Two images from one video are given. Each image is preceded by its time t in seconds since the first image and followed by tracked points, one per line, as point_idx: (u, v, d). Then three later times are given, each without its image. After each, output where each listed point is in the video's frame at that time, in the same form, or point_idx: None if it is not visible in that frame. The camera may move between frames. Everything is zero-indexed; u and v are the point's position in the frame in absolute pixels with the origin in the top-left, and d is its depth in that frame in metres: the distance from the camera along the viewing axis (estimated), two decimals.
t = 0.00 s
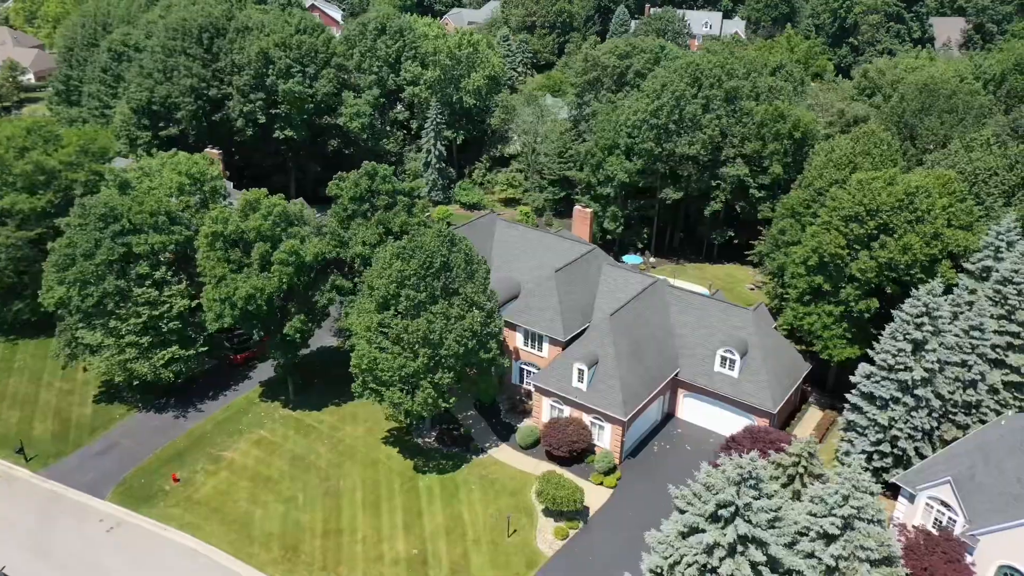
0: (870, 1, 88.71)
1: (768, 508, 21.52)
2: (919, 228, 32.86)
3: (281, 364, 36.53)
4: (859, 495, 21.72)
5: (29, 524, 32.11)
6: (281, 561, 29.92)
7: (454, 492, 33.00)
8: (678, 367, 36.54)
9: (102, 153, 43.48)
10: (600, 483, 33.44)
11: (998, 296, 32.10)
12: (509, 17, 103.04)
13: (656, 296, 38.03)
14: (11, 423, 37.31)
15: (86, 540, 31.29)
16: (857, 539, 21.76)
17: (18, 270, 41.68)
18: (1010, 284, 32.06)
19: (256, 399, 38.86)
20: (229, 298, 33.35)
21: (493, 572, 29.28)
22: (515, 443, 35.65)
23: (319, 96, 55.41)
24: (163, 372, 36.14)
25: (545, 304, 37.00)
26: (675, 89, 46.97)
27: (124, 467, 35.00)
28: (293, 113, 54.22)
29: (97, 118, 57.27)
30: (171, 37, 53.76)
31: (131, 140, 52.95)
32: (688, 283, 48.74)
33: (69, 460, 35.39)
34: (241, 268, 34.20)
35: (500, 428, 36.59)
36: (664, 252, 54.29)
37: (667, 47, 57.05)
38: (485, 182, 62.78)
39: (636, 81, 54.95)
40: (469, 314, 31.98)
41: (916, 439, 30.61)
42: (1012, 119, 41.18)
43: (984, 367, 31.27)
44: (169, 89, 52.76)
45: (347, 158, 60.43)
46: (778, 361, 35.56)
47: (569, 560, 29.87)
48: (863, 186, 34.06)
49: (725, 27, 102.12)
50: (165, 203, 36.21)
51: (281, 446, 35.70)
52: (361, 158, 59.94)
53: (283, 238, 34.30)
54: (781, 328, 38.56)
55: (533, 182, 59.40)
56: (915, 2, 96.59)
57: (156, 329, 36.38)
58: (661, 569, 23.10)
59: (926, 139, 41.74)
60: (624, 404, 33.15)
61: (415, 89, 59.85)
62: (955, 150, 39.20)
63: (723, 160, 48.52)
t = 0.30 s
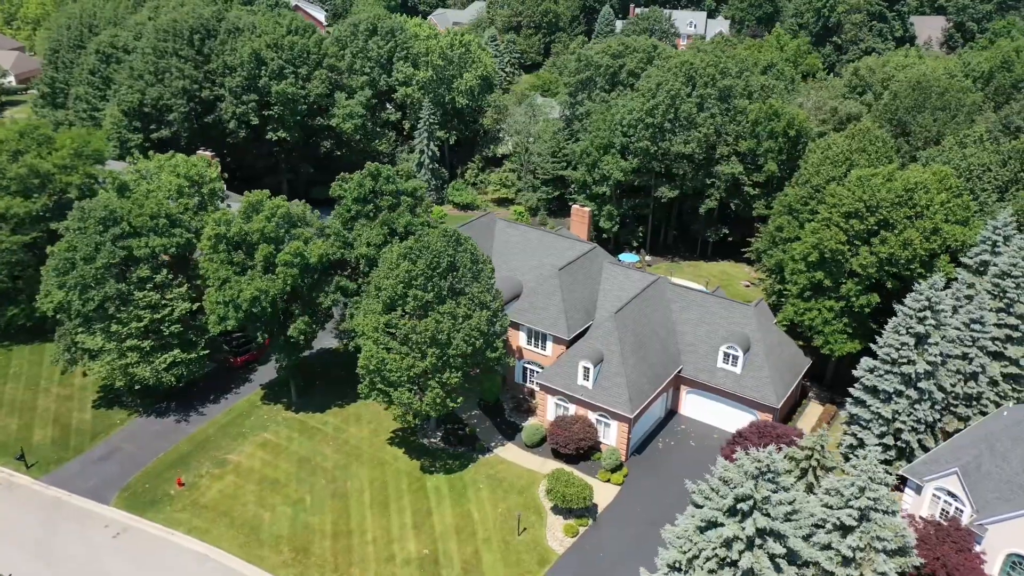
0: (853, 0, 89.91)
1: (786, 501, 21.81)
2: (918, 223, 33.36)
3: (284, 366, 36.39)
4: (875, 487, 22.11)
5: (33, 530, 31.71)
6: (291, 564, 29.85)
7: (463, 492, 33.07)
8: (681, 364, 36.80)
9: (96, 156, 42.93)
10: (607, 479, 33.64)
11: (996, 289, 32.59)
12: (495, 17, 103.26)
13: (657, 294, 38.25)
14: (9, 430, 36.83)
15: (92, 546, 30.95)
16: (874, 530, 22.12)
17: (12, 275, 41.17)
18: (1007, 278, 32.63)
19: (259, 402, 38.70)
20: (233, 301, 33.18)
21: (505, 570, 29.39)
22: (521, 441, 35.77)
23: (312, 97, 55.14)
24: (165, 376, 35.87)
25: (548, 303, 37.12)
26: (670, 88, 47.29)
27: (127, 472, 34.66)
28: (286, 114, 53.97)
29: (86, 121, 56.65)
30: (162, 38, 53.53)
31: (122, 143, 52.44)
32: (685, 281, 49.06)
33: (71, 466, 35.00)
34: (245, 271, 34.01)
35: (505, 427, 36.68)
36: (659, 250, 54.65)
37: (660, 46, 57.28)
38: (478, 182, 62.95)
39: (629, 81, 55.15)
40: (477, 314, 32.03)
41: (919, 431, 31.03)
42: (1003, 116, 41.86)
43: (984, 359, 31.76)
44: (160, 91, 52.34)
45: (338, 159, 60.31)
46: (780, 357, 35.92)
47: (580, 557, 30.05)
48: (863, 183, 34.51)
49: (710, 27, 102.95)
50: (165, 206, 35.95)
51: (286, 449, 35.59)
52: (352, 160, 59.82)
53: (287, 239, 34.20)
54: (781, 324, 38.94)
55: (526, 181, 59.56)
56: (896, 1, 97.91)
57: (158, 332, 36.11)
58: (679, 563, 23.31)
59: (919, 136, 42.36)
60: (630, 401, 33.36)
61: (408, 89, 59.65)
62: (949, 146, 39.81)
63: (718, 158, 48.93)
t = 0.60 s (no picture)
0: None
1: (803, 490, 22.11)
2: (913, 217, 34.02)
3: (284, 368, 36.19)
4: (888, 474, 22.55)
5: (35, 541, 31.15)
6: (301, 566, 29.65)
7: (469, 490, 33.09)
8: (680, 359, 37.15)
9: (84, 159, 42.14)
10: (612, 475, 33.86)
11: (988, 280, 33.32)
12: (473, 18, 103.38)
13: (655, 290, 38.56)
14: (3, 439, 36.13)
15: (96, 554, 30.51)
16: (888, 517, 22.66)
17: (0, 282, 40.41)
18: (999, 269, 33.41)
19: (258, 406, 38.39)
20: (235, 304, 32.91)
21: (516, 567, 29.49)
22: (524, 439, 35.88)
23: (298, 98, 54.71)
24: (163, 381, 35.43)
25: (548, 301, 37.26)
26: (660, 86, 47.72)
27: (127, 479, 34.18)
28: (273, 116, 53.59)
29: (67, 124, 55.74)
30: (145, 40, 52.75)
31: (106, 146, 51.67)
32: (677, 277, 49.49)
33: (69, 473, 34.42)
34: (245, 273, 33.74)
35: (507, 425, 36.76)
36: (648, 247, 55.06)
37: (647, 45, 57.68)
38: (465, 182, 62.81)
39: (616, 79, 55.54)
40: (480, 313, 32.12)
41: (917, 420, 31.63)
42: (986, 111, 42.77)
43: (979, 348, 32.44)
44: (145, 94, 51.66)
45: (324, 161, 59.86)
46: (778, 350, 36.39)
47: (591, 552, 30.25)
48: (856, 177, 35.14)
49: (686, 27, 103.88)
50: (161, 209, 35.55)
51: (289, 452, 35.33)
52: (338, 162, 59.34)
53: (287, 241, 34.01)
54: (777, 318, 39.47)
55: (513, 181, 59.59)
56: None
57: (155, 337, 35.71)
58: (697, 555, 23.56)
59: (906, 131, 43.15)
60: (633, 397, 33.62)
61: (394, 90, 59.38)
62: (936, 140, 40.62)
63: (706, 156, 49.43)
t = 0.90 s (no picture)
0: None
1: (821, 477, 22.55)
2: (906, 209, 34.84)
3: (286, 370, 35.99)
4: (902, 460, 23.11)
5: (39, 550, 30.67)
6: (313, 568, 29.60)
7: (477, 487, 33.22)
8: (680, 352, 37.60)
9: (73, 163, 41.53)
10: (618, 469, 34.19)
11: (980, 269, 34.22)
12: (449, 17, 103.30)
13: (653, 286, 38.96)
14: None
15: (103, 562, 30.14)
16: (902, 501, 23.17)
17: None
18: (989, 258, 34.26)
19: (258, 409, 38.12)
20: (237, 306, 32.67)
21: (529, 563, 29.68)
22: (528, 436, 36.07)
23: (285, 99, 54.40)
24: (163, 386, 35.03)
25: (548, 298, 37.46)
26: (649, 84, 48.17)
27: (129, 486, 33.76)
28: (259, 117, 53.20)
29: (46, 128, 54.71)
30: (127, 42, 51.96)
31: (89, 149, 50.87)
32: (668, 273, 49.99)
33: (68, 481, 33.93)
34: (246, 275, 33.49)
35: (510, 422, 36.91)
36: (637, 243, 55.50)
37: (632, 43, 58.14)
38: (452, 181, 62.36)
39: (603, 77, 55.92)
40: (486, 311, 32.11)
41: (915, 408, 32.37)
42: (970, 105, 43.71)
43: (973, 336, 33.24)
44: (129, 96, 50.91)
45: (310, 162, 59.57)
46: (776, 342, 36.95)
47: (602, 545, 30.57)
48: (850, 171, 35.84)
49: (662, 25, 104.75)
50: (159, 211, 35.19)
51: (292, 454, 35.19)
52: (324, 162, 59.14)
53: (289, 242, 33.84)
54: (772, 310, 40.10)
55: (500, 179, 59.17)
56: None
57: (154, 341, 35.28)
58: (716, 544, 23.97)
59: (892, 126, 44.00)
60: (637, 391, 33.98)
61: (380, 90, 59.28)
62: (922, 135, 41.49)
63: (695, 152, 49.73)
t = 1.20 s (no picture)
0: None
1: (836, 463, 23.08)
2: (898, 201, 35.71)
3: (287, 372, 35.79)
4: (914, 444, 23.74)
5: (43, 561, 30.15)
6: (326, 570, 29.52)
7: (484, 485, 33.34)
8: (678, 346, 38.07)
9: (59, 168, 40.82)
10: (623, 462, 34.54)
11: (970, 259, 35.17)
12: (423, 17, 103.18)
13: (650, 281, 39.38)
14: None
15: (111, 570, 29.75)
16: (914, 484, 23.80)
17: None
18: (978, 248, 35.30)
19: (257, 412, 37.84)
20: (239, 309, 32.43)
21: (541, 558, 29.90)
22: (532, 432, 36.27)
23: (269, 100, 54.02)
24: (162, 391, 34.63)
25: (548, 295, 37.66)
26: (636, 82, 48.70)
27: (131, 493, 33.32)
28: (244, 119, 52.83)
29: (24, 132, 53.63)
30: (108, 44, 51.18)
31: (71, 153, 50.00)
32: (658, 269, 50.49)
33: (68, 490, 33.42)
34: (247, 278, 33.25)
35: (513, 419, 37.08)
36: (625, 240, 55.95)
37: (615, 41, 58.64)
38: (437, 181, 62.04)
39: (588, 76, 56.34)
40: (490, 309, 32.24)
41: (911, 395, 33.15)
42: (951, 99, 44.83)
43: (965, 324, 34.22)
44: (111, 99, 50.15)
45: (294, 165, 59.35)
46: (772, 334, 37.58)
47: (613, 538, 30.91)
48: (842, 165, 36.55)
49: (635, 24, 105.60)
50: (155, 215, 34.78)
51: (296, 457, 35.00)
52: (308, 164, 58.92)
53: (289, 244, 33.65)
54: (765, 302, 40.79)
55: (485, 178, 59.19)
56: None
57: (152, 346, 34.85)
58: (734, 532, 24.42)
59: (876, 120, 44.89)
60: (640, 385, 34.35)
61: (364, 91, 59.07)
62: (907, 128, 42.46)
63: (681, 148, 50.39)
